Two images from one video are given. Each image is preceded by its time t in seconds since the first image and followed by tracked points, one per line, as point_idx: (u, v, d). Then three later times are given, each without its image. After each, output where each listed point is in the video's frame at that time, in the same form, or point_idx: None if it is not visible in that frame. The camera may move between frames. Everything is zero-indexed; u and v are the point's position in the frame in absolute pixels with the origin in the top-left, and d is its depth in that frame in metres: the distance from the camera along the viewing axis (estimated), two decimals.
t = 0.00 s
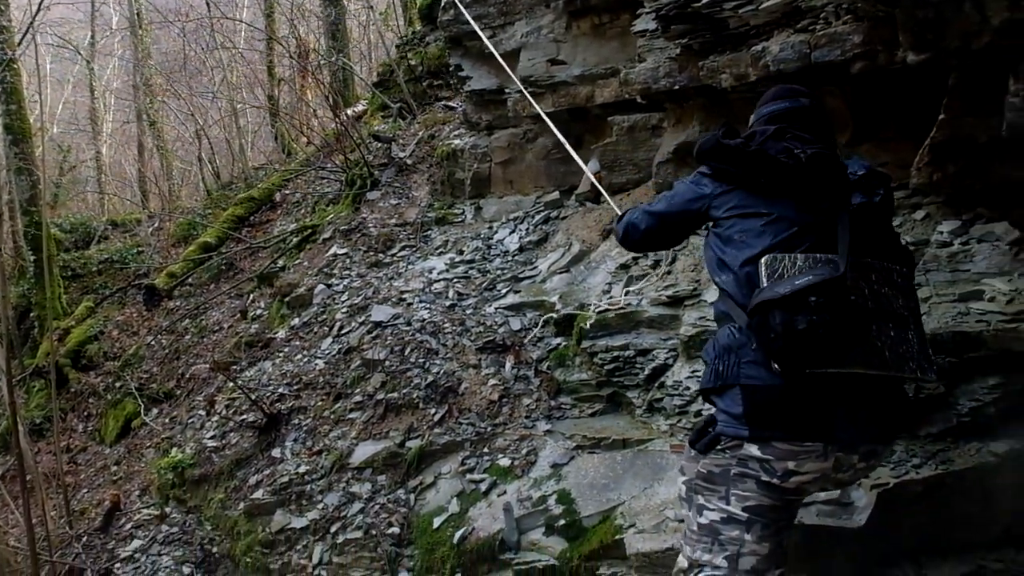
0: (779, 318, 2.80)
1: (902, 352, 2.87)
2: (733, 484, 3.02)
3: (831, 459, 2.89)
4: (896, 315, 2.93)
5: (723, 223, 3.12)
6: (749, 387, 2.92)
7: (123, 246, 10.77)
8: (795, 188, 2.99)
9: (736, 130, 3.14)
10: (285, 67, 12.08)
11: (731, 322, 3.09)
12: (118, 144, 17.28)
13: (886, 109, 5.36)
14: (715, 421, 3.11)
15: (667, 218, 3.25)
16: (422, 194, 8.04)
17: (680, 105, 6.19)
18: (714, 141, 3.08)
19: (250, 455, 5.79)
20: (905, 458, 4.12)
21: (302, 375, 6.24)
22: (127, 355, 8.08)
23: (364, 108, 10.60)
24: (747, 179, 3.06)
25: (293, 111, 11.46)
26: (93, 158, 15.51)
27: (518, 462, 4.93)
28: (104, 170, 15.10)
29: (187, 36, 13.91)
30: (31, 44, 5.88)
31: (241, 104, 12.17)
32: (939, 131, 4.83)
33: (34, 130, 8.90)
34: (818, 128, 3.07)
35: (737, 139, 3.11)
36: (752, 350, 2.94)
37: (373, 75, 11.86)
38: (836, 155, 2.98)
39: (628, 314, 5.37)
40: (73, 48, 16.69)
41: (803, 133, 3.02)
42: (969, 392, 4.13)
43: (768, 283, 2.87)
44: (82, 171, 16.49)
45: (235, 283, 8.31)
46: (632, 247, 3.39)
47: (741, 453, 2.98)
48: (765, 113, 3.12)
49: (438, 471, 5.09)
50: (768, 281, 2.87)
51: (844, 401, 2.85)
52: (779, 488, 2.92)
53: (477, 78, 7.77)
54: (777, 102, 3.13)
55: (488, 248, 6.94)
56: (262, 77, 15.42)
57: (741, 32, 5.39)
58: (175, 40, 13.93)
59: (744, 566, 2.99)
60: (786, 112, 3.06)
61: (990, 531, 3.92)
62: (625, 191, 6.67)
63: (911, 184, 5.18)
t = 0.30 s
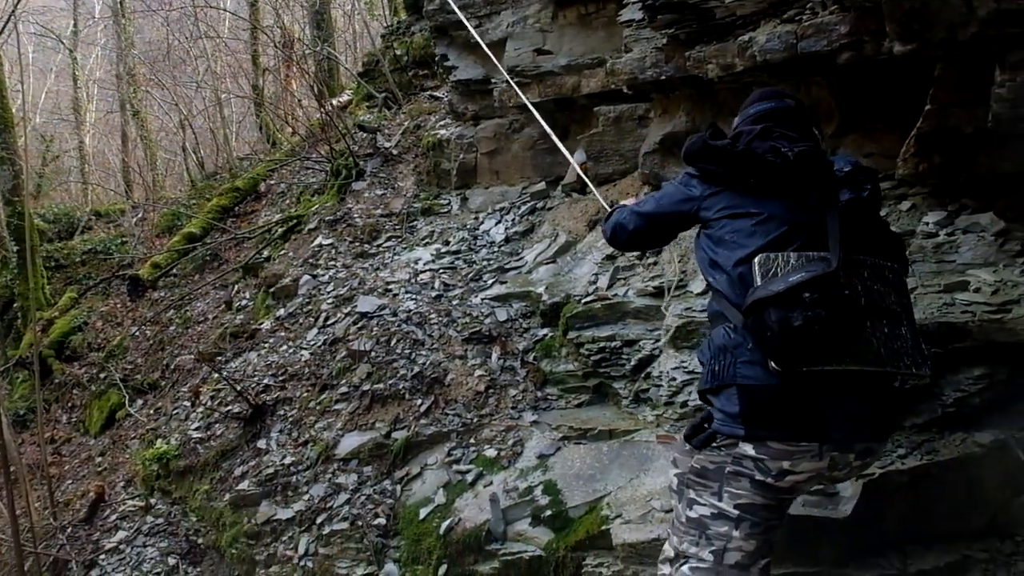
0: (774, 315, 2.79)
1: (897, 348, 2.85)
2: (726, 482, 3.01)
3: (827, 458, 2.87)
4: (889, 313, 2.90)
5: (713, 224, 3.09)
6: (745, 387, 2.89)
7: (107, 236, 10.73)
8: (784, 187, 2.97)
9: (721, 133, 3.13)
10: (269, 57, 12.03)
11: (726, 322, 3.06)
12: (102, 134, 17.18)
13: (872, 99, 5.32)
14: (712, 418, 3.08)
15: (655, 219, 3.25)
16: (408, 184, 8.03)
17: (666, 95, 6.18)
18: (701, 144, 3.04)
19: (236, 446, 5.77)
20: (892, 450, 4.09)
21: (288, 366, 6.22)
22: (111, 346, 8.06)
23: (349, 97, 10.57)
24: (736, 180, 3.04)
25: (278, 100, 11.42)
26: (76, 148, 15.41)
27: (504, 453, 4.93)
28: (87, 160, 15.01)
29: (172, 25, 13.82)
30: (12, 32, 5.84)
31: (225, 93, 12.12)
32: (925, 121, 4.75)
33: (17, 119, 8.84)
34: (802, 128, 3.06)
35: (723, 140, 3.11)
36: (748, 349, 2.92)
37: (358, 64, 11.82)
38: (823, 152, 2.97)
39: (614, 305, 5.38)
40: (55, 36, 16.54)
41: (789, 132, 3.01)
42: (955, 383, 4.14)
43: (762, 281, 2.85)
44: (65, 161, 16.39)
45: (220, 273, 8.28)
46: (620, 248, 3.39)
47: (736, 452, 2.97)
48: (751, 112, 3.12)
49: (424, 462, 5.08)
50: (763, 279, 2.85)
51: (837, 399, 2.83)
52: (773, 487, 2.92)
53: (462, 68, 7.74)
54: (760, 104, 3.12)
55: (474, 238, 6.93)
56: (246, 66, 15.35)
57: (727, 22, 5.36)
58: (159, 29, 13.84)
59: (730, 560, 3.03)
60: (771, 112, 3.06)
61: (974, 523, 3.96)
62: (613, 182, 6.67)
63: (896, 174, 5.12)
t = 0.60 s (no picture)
0: (778, 308, 2.75)
1: (897, 341, 2.87)
2: (731, 473, 3.00)
3: (832, 449, 2.89)
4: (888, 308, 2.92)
5: (712, 228, 3.07)
6: (752, 382, 2.87)
7: (98, 228, 10.70)
8: (780, 186, 2.96)
9: (714, 139, 3.12)
10: (261, 49, 12.00)
11: (731, 320, 3.02)
12: (93, 126, 17.13)
13: (865, 93, 5.31)
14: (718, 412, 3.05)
15: (652, 228, 3.23)
16: (401, 177, 8.03)
17: (659, 88, 6.17)
18: (695, 151, 3.03)
19: (228, 438, 5.77)
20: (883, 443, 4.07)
21: (280, 358, 6.21)
22: (103, 338, 8.04)
23: (342, 90, 10.56)
24: (733, 184, 3.01)
25: (270, 92, 11.39)
26: (67, 140, 15.36)
27: (496, 446, 4.93)
28: (78, 151, 14.94)
29: (164, 17, 13.78)
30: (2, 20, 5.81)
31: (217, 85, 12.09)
32: (919, 115, 4.72)
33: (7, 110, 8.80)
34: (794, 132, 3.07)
35: (716, 146, 3.09)
36: (754, 344, 2.90)
37: (350, 56, 11.80)
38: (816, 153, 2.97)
39: (606, 298, 5.37)
40: (46, 27, 16.46)
41: (781, 137, 3.01)
42: (946, 376, 4.14)
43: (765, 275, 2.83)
44: (56, 153, 16.34)
45: (212, 266, 8.27)
46: (619, 256, 3.39)
47: (742, 443, 2.97)
48: (743, 118, 3.12)
49: (416, 454, 5.08)
50: (766, 273, 2.83)
51: (841, 392, 2.82)
52: (779, 478, 2.92)
53: (455, 60, 7.73)
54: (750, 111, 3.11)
55: (467, 231, 6.93)
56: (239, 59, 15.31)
57: (720, 14, 5.35)
58: (151, 21, 13.80)
59: (733, 550, 3.01)
60: (761, 118, 3.07)
61: (967, 516, 3.97)
62: (606, 175, 6.67)
63: (889, 168, 5.07)
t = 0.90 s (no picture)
0: (779, 288, 2.76)
1: (900, 323, 2.85)
2: (735, 454, 2.99)
3: (836, 430, 2.87)
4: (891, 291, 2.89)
5: (714, 213, 3.07)
6: (755, 364, 2.88)
7: (94, 223, 10.69)
8: (781, 169, 2.96)
9: (717, 124, 3.15)
10: (258, 43, 11.99)
11: (735, 304, 3.03)
12: (90, 120, 17.10)
13: (861, 89, 5.30)
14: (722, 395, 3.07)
15: (657, 219, 3.23)
16: (398, 172, 8.03)
17: (656, 84, 6.16)
18: (697, 136, 3.03)
19: (224, 433, 5.77)
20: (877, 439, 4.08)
21: (276, 353, 6.21)
22: (99, 333, 8.04)
23: (339, 85, 10.55)
24: (736, 168, 3.01)
25: (267, 87, 11.39)
26: (64, 135, 15.34)
27: (493, 441, 4.92)
28: (75, 146, 14.93)
29: (161, 11, 13.76)
30: None
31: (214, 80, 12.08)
32: (915, 110, 4.70)
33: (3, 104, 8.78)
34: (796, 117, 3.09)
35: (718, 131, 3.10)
36: (756, 327, 2.91)
37: (346, 51, 11.79)
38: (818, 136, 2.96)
39: (603, 293, 5.38)
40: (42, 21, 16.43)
41: (781, 121, 3.02)
42: (941, 372, 4.13)
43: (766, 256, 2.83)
44: (53, 148, 16.32)
45: (209, 261, 8.27)
46: (626, 250, 3.37)
47: (746, 425, 2.96)
48: (748, 102, 3.12)
49: (413, 450, 5.08)
50: (767, 254, 2.83)
51: (843, 373, 2.81)
52: (781, 460, 2.90)
53: (452, 55, 7.73)
54: (753, 95, 3.11)
55: (464, 227, 6.94)
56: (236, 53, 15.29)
57: (718, 10, 5.37)
58: (148, 15, 13.78)
59: (738, 531, 3.02)
60: (767, 101, 3.07)
61: (961, 512, 3.97)
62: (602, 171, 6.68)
63: (886, 163, 5.05)
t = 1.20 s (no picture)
0: (779, 285, 2.77)
1: (896, 325, 2.86)
2: (731, 451, 2.99)
3: (830, 428, 2.86)
4: (888, 294, 2.90)
5: (716, 208, 3.08)
6: (752, 359, 2.89)
7: (95, 224, 10.71)
8: (786, 167, 2.95)
9: (725, 120, 3.15)
10: (258, 43, 12.00)
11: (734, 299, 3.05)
12: (91, 120, 17.12)
13: (861, 87, 5.30)
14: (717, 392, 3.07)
15: (658, 212, 3.26)
16: (399, 172, 8.03)
17: (656, 83, 6.16)
18: (703, 130, 3.02)
19: (225, 433, 5.78)
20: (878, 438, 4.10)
21: (277, 353, 6.22)
22: (100, 333, 8.06)
23: (339, 84, 10.57)
24: (741, 165, 3.00)
25: (267, 87, 11.40)
26: (65, 135, 15.36)
27: (493, 441, 4.92)
28: (76, 146, 14.94)
29: (161, 11, 13.76)
30: None
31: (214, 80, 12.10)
32: (914, 108, 4.70)
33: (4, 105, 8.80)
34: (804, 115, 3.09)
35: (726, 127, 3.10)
36: (754, 323, 2.92)
37: (347, 50, 11.80)
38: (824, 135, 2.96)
39: (603, 292, 5.38)
40: (43, 22, 16.43)
41: (789, 118, 3.02)
42: (941, 369, 4.13)
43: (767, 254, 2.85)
44: (54, 148, 16.34)
45: (210, 261, 8.28)
46: (625, 241, 3.42)
47: (741, 421, 2.96)
48: (759, 96, 3.12)
49: (413, 449, 5.08)
50: (767, 252, 2.84)
51: (839, 372, 2.82)
52: (776, 457, 2.90)
53: (452, 55, 7.74)
54: (764, 91, 3.11)
55: (464, 226, 6.95)
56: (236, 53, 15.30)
57: (717, 8, 5.35)
58: (148, 14, 13.77)
59: (738, 528, 3.00)
60: (777, 98, 3.07)
61: (961, 510, 3.96)
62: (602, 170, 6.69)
63: (884, 161, 5.06)
